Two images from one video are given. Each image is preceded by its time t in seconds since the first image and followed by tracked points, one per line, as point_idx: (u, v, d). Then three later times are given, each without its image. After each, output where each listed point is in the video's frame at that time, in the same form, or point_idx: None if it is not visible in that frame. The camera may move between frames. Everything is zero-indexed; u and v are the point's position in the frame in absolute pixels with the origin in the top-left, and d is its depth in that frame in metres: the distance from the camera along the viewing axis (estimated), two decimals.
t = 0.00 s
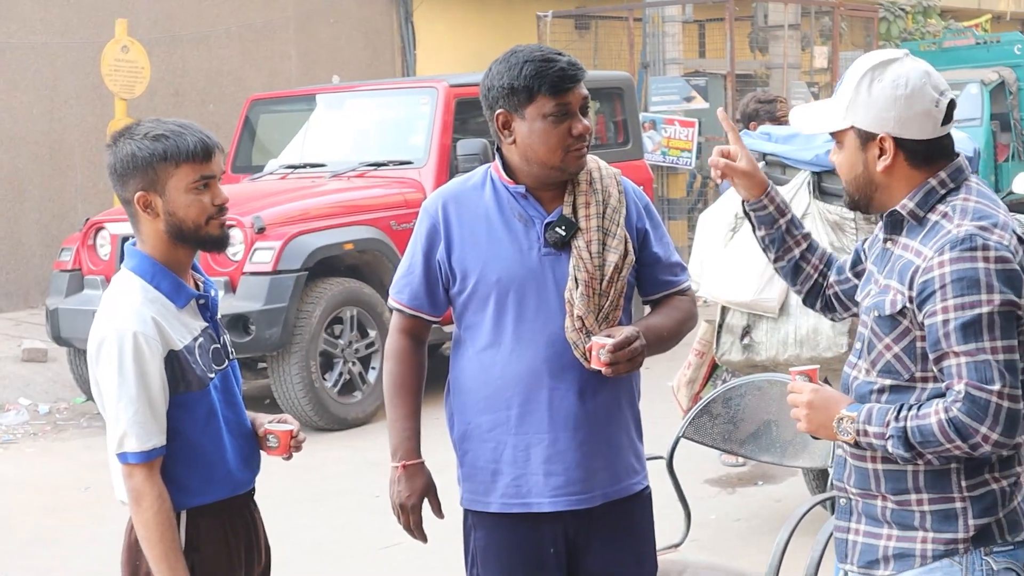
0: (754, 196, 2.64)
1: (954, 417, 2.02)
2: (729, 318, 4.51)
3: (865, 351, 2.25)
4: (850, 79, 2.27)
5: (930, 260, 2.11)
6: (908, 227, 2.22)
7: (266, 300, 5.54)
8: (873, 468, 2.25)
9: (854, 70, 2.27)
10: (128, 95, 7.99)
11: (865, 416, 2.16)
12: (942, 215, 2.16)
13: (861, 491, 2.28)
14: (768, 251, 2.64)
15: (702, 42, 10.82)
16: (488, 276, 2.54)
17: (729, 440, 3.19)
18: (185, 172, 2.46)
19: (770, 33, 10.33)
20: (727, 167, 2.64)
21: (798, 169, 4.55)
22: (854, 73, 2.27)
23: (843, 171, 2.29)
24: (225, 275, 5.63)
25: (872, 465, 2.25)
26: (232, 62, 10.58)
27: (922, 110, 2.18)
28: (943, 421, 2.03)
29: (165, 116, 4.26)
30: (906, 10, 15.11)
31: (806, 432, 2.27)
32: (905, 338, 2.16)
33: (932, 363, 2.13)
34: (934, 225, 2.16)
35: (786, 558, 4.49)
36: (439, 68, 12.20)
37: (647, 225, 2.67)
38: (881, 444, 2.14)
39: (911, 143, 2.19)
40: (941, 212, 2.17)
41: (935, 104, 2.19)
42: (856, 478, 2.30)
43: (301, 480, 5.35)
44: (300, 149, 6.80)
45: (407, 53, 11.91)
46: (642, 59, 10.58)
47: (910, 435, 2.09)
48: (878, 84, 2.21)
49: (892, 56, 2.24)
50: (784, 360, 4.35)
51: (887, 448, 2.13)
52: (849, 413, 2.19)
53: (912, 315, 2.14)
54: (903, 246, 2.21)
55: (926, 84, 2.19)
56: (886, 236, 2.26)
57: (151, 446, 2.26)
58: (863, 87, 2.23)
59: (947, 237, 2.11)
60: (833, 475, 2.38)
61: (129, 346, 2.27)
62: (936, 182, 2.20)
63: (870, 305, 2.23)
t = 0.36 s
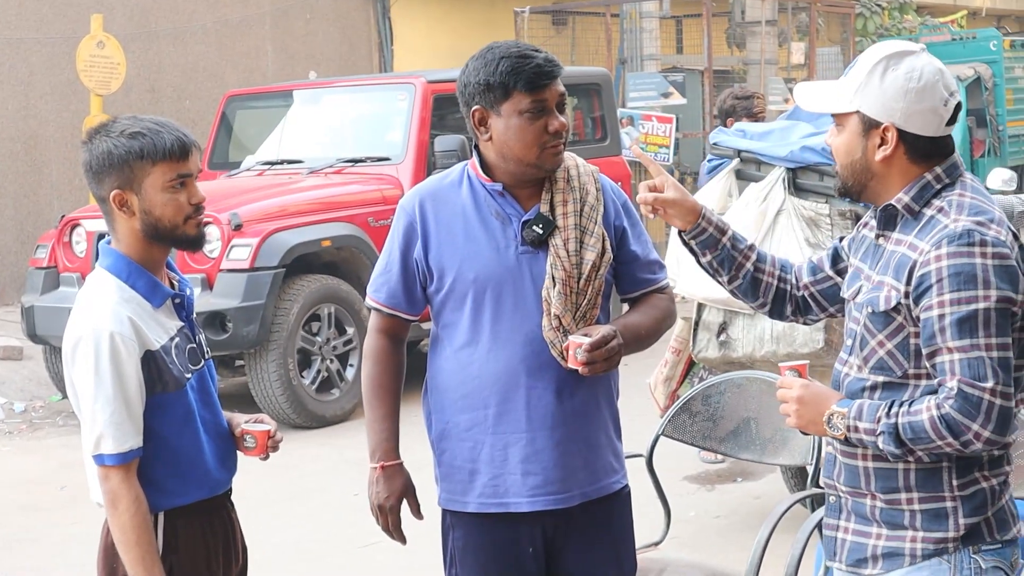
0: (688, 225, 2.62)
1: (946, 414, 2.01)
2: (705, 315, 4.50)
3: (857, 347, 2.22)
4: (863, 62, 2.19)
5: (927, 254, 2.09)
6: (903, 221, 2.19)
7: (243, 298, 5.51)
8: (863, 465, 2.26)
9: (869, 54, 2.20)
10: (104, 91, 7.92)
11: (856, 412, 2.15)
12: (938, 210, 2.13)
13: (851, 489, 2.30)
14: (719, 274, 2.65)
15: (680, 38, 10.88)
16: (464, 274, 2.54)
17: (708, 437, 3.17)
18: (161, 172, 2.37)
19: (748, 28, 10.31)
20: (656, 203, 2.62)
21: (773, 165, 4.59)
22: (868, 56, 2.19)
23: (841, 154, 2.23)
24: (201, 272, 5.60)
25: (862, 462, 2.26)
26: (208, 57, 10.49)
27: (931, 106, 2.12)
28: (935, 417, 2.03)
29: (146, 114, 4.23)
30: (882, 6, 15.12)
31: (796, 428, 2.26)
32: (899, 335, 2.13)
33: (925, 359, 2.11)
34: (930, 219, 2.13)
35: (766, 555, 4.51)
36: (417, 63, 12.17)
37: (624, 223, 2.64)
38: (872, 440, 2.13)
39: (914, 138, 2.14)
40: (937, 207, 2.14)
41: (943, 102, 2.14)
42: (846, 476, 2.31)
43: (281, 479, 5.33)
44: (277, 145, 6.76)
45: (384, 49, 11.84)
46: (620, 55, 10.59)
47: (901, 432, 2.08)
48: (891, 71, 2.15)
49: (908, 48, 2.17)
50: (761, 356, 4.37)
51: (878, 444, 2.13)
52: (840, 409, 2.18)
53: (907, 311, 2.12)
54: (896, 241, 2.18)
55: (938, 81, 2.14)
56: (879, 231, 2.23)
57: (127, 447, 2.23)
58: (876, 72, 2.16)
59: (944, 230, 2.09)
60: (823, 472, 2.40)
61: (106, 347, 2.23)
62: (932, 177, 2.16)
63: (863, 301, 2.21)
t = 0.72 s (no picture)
0: (690, 231, 2.61)
1: (954, 418, 1.99)
2: (700, 319, 4.50)
3: (862, 352, 2.20)
4: (866, 65, 2.18)
5: (931, 257, 2.08)
6: (905, 224, 2.17)
7: (239, 303, 5.51)
8: (868, 470, 2.25)
9: (872, 57, 2.19)
10: (99, 97, 7.90)
11: (863, 417, 2.12)
12: (942, 213, 2.12)
13: (856, 495, 2.29)
14: (722, 279, 2.64)
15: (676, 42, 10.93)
16: (460, 280, 2.53)
17: (706, 441, 3.16)
18: (157, 178, 2.36)
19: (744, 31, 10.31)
20: (657, 210, 2.61)
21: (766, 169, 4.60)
22: (871, 59, 2.18)
23: (843, 158, 2.22)
24: (199, 278, 5.57)
25: (867, 467, 2.25)
26: (204, 63, 10.48)
27: (935, 109, 2.12)
28: (944, 421, 2.00)
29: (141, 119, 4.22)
30: (878, 7, 15.16)
31: (802, 435, 2.24)
32: (904, 339, 2.11)
33: (931, 363, 2.09)
34: (933, 222, 2.12)
35: (764, 559, 4.50)
36: (413, 66, 12.17)
37: (621, 227, 2.63)
38: (879, 445, 2.10)
39: (918, 140, 2.13)
40: (940, 209, 2.12)
41: (947, 105, 2.13)
42: (850, 482, 2.30)
43: (278, 485, 5.32)
44: (273, 150, 6.76)
45: (380, 52, 11.81)
46: (616, 57, 10.59)
47: (909, 436, 2.05)
48: (894, 74, 2.14)
49: (911, 50, 2.17)
50: (756, 360, 4.36)
51: (886, 450, 2.10)
52: (846, 415, 2.15)
53: (912, 314, 2.10)
54: (900, 244, 2.17)
55: (941, 84, 2.13)
56: (882, 235, 2.22)
57: (123, 456, 2.22)
58: (879, 76, 2.15)
59: (948, 233, 2.07)
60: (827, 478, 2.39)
61: (101, 355, 2.22)
62: (935, 180, 2.15)
63: (868, 305, 2.18)
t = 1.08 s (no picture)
0: (688, 240, 2.59)
1: (954, 427, 1.98)
2: (698, 326, 4.49)
3: (861, 361, 2.18)
4: (865, 73, 2.17)
5: (930, 266, 2.07)
6: (904, 232, 2.16)
7: (236, 307, 5.49)
8: (868, 480, 2.23)
9: (871, 64, 2.18)
10: (97, 99, 7.89)
11: (863, 426, 2.11)
12: (941, 220, 2.11)
13: (856, 505, 2.27)
14: (720, 289, 2.63)
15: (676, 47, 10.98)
16: (457, 286, 2.51)
17: (703, 448, 3.15)
18: (152, 182, 2.35)
19: (744, 37, 10.35)
20: (655, 220, 2.60)
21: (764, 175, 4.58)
22: (870, 66, 2.17)
23: (841, 165, 2.21)
24: (195, 282, 5.57)
25: (867, 477, 2.23)
26: (203, 66, 10.46)
27: (934, 117, 2.10)
28: (943, 430, 2.00)
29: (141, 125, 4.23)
30: (878, 14, 15.20)
31: (802, 444, 2.21)
32: (904, 348, 2.10)
33: (931, 372, 2.08)
34: (932, 230, 2.11)
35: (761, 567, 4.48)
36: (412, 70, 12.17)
37: (619, 233, 2.62)
38: (879, 454, 2.09)
39: (916, 148, 2.12)
40: (939, 217, 2.11)
41: (946, 113, 2.12)
42: (850, 491, 2.28)
43: (274, 490, 5.30)
44: (272, 154, 6.75)
45: (379, 57, 11.80)
46: (615, 63, 10.53)
47: (909, 446, 2.04)
48: (893, 82, 2.12)
49: (910, 57, 2.15)
50: (755, 367, 4.35)
51: (885, 459, 2.09)
52: (846, 424, 2.14)
53: (911, 323, 2.09)
54: (899, 253, 2.16)
55: (941, 92, 2.11)
56: (880, 243, 2.21)
57: (117, 462, 2.20)
58: (877, 83, 2.14)
59: (946, 241, 2.06)
60: (827, 487, 2.37)
61: (95, 359, 2.20)
62: (934, 188, 2.14)
63: (867, 313, 2.17)
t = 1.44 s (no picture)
0: (693, 254, 2.54)
1: (963, 442, 1.91)
2: (713, 337, 4.40)
3: (866, 374, 2.11)
4: (874, 80, 2.10)
5: (940, 276, 1.99)
6: (914, 243, 2.09)
7: (249, 314, 5.48)
8: (874, 497, 2.13)
9: (880, 71, 2.11)
10: (114, 105, 7.93)
11: (868, 441, 2.03)
12: (951, 231, 2.04)
13: (862, 523, 2.17)
14: (725, 303, 2.57)
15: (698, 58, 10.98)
16: (454, 295, 2.47)
17: (710, 463, 3.07)
18: (150, 187, 2.29)
19: (766, 48, 10.30)
20: (659, 232, 2.54)
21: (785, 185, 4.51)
22: (879, 74, 2.10)
23: (849, 174, 2.14)
24: (208, 289, 5.56)
25: (873, 494, 2.13)
26: (222, 72, 10.53)
27: (946, 125, 2.04)
28: (952, 446, 1.92)
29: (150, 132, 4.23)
30: (902, 26, 15.15)
31: (805, 459, 2.14)
32: (911, 360, 2.03)
33: (939, 386, 2.00)
34: (942, 240, 2.04)
35: None
36: (432, 79, 12.20)
37: (622, 242, 2.56)
38: (885, 470, 2.02)
39: (928, 157, 2.05)
40: (950, 228, 2.05)
41: (958, 122, 2.05)
42: (856, 509, 2.18)
43: (284, 499, 5.26)
44: (288, 161, 6.75)
45: (399, 65, 11.83)
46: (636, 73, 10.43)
47: (916, 462, 1.97)
48: (904, 89, 2.06)
49: (922, 64, 2.09)
50: (771, 380, 4.27)
51: (892, 475, 2.01)
52: (852, 438, 2.06)
53: (919, 335, 2.01)
54: (907, 264, 2.09)
55: (953, 100, 2.05)
56: (889, 255, 2.14)
57: (109, 471, 2.14)
58: (888, 91, 2.07)
59: (957, 252, 1.99)
60: (832, 505, 2.26)
61: (89, 367, 2.15)
62: (945, 198, 2.07)
63: (873, 325, 2.10)
